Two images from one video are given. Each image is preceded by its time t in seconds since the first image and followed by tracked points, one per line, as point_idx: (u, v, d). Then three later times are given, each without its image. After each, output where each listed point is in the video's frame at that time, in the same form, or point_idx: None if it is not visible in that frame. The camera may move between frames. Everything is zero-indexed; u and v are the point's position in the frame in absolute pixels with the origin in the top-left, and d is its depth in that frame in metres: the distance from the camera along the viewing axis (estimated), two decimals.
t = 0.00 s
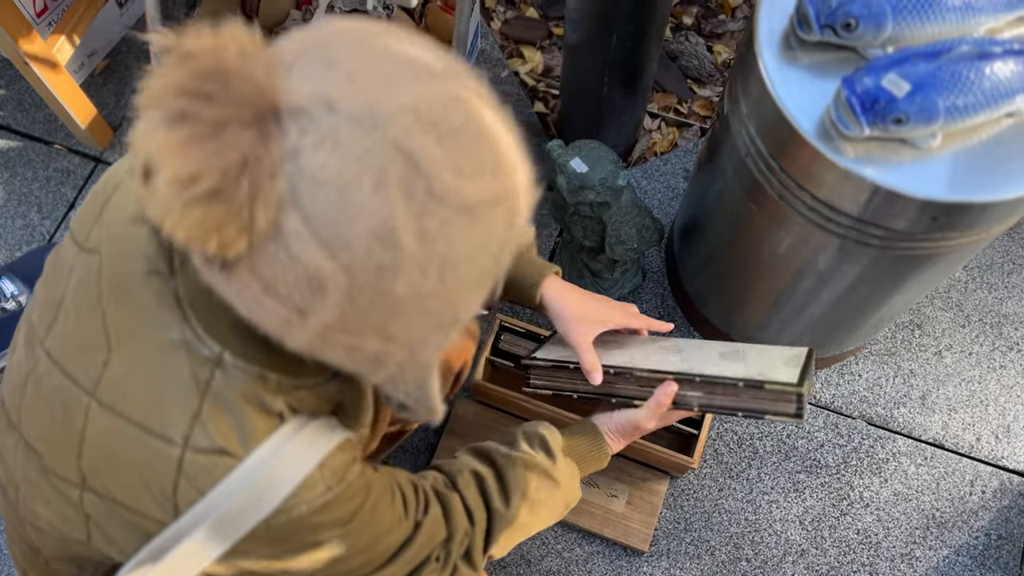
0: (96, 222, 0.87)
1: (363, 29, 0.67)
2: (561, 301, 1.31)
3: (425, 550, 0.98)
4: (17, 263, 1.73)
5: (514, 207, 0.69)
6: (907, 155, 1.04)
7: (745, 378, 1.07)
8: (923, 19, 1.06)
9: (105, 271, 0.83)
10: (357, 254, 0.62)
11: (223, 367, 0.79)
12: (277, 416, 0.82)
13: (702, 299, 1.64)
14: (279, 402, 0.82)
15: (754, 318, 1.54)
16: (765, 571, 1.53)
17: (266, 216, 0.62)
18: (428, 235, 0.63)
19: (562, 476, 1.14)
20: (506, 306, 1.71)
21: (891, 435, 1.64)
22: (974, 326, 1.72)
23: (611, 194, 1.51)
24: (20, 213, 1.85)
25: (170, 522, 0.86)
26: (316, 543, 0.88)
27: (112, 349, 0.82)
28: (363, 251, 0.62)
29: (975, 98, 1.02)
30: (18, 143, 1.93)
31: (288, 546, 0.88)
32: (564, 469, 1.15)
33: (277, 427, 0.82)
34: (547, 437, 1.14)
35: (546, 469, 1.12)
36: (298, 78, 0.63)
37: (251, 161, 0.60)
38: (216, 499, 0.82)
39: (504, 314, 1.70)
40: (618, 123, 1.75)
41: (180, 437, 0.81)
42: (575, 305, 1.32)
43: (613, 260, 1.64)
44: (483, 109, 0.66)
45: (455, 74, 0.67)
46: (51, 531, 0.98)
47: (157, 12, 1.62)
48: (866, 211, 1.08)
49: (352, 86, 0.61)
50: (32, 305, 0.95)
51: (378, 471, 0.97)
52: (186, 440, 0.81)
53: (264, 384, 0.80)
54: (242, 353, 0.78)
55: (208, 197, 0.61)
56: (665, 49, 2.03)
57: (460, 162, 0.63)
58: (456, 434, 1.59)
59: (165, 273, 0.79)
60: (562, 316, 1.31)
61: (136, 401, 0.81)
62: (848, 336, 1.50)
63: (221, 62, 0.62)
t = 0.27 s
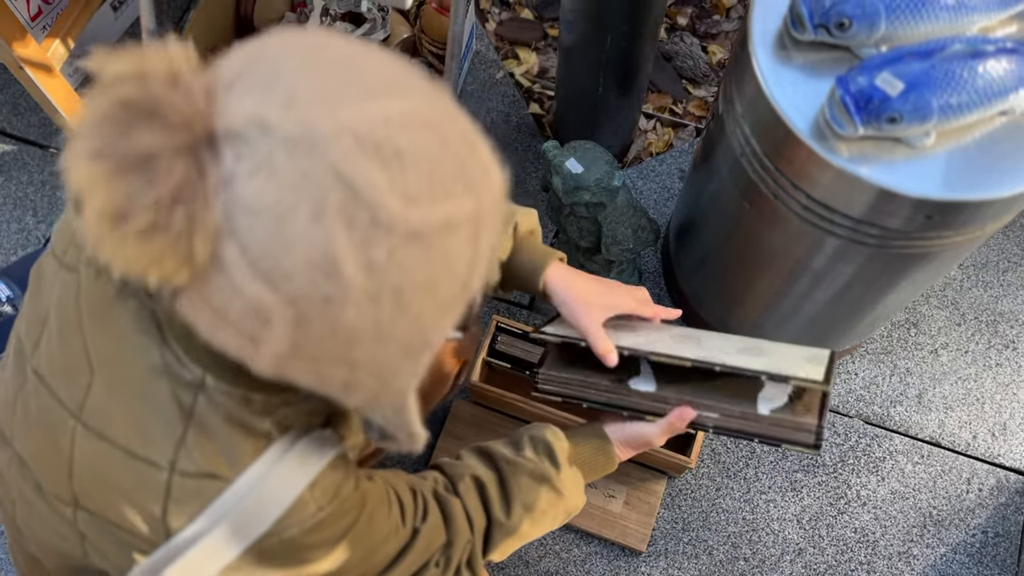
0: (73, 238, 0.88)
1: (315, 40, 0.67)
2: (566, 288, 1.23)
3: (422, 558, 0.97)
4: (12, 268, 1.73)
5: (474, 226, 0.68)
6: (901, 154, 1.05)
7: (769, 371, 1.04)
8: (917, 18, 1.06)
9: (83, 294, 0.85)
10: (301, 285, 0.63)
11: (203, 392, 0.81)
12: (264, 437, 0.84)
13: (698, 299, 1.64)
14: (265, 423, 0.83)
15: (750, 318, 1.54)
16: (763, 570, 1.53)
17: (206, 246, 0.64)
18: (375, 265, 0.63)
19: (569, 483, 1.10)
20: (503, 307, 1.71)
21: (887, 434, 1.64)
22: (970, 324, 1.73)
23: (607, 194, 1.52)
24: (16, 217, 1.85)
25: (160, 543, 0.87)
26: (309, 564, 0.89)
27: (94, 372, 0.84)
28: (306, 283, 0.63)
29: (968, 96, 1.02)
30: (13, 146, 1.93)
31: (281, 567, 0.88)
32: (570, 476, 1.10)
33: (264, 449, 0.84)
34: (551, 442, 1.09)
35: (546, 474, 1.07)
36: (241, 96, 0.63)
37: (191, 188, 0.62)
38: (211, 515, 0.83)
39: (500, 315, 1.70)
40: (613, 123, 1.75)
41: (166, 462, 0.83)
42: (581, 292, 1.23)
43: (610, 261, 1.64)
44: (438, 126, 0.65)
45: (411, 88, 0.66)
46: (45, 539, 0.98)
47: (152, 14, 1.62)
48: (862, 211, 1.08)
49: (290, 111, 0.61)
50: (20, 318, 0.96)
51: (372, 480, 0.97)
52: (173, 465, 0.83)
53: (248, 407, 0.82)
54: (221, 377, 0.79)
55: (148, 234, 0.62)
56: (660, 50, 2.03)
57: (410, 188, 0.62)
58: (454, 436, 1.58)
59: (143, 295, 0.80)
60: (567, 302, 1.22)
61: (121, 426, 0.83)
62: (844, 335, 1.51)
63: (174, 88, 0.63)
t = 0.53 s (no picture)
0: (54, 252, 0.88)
1: (292, 72, 0.66)
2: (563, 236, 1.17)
3: (416, 564, 0.98)
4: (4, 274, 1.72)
5: (450, 270, 0.68)
6: (893, 153, 1.05)
7: (781, 320, 1.11)
8: (907, 17, 1.07)
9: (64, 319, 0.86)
10: (265, 338, 0.64)
11: (186, 414, 0.80)
12: (251, 454, 0.83)
13: (692, 299, 1.64)
14: (251, 443, 0.82)
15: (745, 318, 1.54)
16: (760, 569, 1.54)
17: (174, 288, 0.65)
18: (342, 317, 0.63)
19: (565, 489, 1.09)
20: (498, 307, 1.71)
21: (883, 432, 1.64)
22: (963, 322, 1.73)
23: (601, 195, 1.53)
24: (8, 223, 1.84)
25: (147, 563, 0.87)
26: None
27: (76, 393, 0.85)
28: (271, 334, 0.64)
29: (959, 94, 1.03)
30: (5, 152, 1.93)
31: None
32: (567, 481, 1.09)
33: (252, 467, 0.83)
34: (548, 446, 1.08)
35: (542, 481, 1.07)
36: (214, 141, 0.63)
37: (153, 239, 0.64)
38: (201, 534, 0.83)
39: (495, 316, 1.70)
40: (606, 124, 1.75)
41: (152, 483, 0.82)
42: (579, 241, 1.17)
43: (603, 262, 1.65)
44: (415, 172, 0.64)
45: (388, 128, 0.65)
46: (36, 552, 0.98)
47: (144, 19, 1.62)
48: (854, 210, 1.09)
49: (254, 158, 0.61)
50: (7, 334, 0.96)
51: (365, 490, 0.96)
52: (159, 486, 0.82)
53: (230, 426, 0.81)
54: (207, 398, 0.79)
55: (119, 276, 0.65)
56: (653, 51, 2.03)
57: (381, 239, 0.62)
58: (450, 438, 1.58)
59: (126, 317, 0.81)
60: (565, 254, 1.16)
61: (104, 446, 0.83)
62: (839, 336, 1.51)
63: (140, 128, 0.65)
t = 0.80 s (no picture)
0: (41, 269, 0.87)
1: (267, 101, 0.62)
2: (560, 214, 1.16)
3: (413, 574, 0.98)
4: None
5: (435, 303, 0.65)
6: (885, 151, 1.05)
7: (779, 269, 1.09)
8: (897, 17, 1.07)
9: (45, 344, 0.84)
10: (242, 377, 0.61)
11: (175, 435, 0.80)
12: (241, 474, 0.82)
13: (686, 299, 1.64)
14: (241, 462, 0.82)
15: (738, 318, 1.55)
16: (757, 568, 1.54)
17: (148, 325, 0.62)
18: (324, 355, 0.61)
19: (562, 494, 1.09)
20: (492, 309, 1.71)
21: (877, 431, 1.65)
22: (956, 320, 1.74)
23: (593, 196, 1.54)
24: None
25: None
26: None
27: (64, 414, 0.84)
28: (250, 371, 0.61)
29: (949, 92, 1.03)
30: None
31: None
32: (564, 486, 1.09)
33: (243, 486, 0.82)
34: (546, 453, 1.07)
35: (539, 488, 1.06)
36: (189, 179, 0.59)
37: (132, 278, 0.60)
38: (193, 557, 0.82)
39: (490, 318, 1.70)
40: (601, 124, 1.75)
41: (143, 506, 0.81)
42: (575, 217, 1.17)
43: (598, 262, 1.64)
44: (397, 204, 0.61)
45: (370, 157, 0.61)
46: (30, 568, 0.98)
47: (135, 23, 1.62)
48: (846, 209, 1.09)
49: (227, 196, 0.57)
50: None
51: (360, 500, 0.96)
52: (149, 509, 0.81)
53: (221, 447, 0.81)
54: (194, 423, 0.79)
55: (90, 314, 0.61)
56: (646, 52, 2.03)
57: (362, 276, 0.59)
58: (445, 440, 1.58)
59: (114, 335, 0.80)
60: (562, 230, 1.15)
61: (94, 469, 0.83)
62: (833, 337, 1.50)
63: (114, 167, 0.61)
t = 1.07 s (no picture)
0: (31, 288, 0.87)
1: (249, 145, 0.64)
2: (547, 165, 1.06)
3: None
4: None
5: (425, 337, 0.68)
6: (874, 151, 1.05)
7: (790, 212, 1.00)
8: (885, 17, 1.08)
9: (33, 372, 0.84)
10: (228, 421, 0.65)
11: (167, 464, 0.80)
12: (236, 497, 0.82)
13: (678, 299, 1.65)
14: (234, 486, 0.82)
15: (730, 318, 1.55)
16: (752, 568, 1.54)
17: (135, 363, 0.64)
18: (311, 400, 0.64)
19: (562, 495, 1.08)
20: (486, 311, 1.71)
21: (871, 429, 1.65)
22: (948, 318, 1.74)
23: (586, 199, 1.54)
24: None
25: None
26: None
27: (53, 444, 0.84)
28: (236, 417, 0.64)
29: (938, 92, 1.04)
30: None
31: None
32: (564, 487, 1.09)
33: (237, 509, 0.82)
34: (547, 454, 1.07)
35: (541, 491, 1.06)
36: (170, 226, 0.61)
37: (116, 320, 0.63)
38: None
39: (483, 321, 1.70)
40: (593, 125, 1.75)
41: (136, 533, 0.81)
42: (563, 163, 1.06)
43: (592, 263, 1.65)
44: (385, 247, 0.64)
45: (353, 199, 0.63)
46: None
47: (125, 29, 1.61)
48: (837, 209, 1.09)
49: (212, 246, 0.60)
50: None
51: (357, 510, 0.96)
52: (143, 536, 0.81)
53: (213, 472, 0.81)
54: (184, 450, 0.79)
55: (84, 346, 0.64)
56: (636, 54, 2.04)
57: (348, 324, 0.62)
58: (440, 443, 1.58)
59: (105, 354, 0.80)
60: (551, 177, 1.05)
61: (87, 496, 0.82)
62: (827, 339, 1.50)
63: (90, 215, 0.63)
